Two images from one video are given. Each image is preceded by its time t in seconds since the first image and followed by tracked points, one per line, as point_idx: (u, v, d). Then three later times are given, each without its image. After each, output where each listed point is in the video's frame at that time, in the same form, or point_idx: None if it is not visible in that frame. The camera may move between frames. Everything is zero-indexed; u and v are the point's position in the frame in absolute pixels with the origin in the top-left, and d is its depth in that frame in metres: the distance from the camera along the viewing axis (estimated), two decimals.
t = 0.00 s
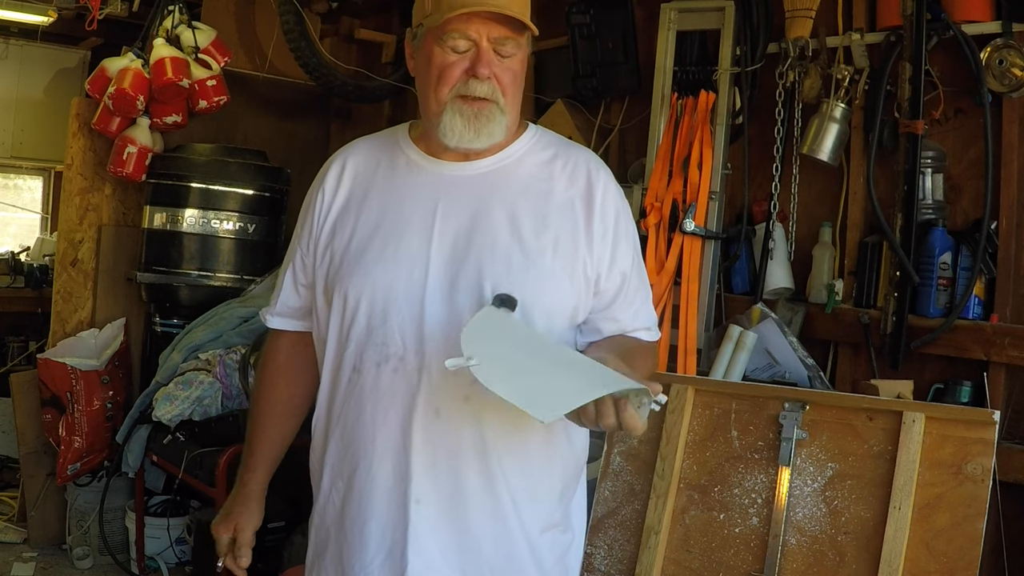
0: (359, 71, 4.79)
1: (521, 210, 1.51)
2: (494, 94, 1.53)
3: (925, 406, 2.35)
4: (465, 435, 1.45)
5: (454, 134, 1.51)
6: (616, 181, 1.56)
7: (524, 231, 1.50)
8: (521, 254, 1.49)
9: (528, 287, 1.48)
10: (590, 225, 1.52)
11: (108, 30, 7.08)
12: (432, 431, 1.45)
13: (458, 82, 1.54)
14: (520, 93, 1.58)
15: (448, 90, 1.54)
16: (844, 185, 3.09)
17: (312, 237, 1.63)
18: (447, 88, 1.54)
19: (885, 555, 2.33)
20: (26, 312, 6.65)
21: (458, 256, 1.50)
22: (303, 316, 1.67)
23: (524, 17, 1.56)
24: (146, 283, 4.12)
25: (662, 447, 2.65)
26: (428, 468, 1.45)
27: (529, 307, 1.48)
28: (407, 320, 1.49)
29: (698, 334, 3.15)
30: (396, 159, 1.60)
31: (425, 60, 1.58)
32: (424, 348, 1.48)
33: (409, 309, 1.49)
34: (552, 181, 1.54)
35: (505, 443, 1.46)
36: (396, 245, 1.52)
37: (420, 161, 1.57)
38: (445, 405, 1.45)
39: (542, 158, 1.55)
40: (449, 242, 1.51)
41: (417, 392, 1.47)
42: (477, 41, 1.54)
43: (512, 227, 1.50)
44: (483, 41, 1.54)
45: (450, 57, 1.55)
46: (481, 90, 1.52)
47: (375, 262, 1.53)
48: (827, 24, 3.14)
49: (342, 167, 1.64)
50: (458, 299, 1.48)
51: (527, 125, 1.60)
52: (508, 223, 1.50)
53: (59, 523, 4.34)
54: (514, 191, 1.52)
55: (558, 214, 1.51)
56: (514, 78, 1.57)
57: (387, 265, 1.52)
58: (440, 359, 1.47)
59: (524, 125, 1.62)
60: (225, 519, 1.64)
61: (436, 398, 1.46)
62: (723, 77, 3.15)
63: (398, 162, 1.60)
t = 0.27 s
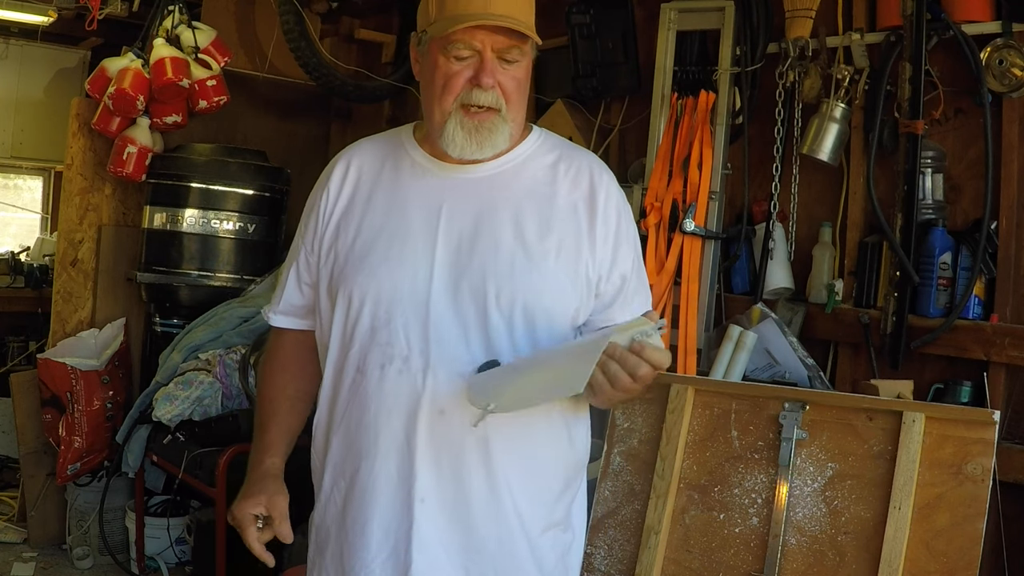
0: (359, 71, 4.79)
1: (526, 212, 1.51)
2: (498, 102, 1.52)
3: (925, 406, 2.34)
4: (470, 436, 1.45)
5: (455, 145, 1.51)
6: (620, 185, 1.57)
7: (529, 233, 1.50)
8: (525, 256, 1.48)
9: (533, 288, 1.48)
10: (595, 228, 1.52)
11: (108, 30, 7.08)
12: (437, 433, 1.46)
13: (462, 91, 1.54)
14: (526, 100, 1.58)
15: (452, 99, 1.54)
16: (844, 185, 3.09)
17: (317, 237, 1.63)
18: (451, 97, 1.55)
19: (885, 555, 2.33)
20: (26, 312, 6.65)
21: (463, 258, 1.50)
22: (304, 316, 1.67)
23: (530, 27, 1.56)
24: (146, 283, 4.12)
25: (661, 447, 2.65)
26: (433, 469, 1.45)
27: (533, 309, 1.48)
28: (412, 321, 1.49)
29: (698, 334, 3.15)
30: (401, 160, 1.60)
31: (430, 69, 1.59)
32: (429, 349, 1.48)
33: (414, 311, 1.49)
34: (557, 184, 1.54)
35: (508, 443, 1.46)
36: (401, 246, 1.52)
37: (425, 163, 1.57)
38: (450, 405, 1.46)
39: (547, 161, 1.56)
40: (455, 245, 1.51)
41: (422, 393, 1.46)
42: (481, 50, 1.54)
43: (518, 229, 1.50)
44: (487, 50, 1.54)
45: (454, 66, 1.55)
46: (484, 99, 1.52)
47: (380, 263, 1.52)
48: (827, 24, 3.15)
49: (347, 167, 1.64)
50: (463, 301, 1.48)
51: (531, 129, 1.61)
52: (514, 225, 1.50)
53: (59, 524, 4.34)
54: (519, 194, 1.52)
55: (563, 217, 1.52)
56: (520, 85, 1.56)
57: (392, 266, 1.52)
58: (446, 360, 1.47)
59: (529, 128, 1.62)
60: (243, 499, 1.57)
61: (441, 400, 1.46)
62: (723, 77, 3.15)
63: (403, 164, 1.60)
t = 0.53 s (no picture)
0: (359, 71, 4.79)
1: (532, 213, 1.51)
2: (485, 103, 1.51)
3: (925, 406, 2.34)
4: (478, 436, 1.46)
5: (445, 145, 1.50)
6: (622, 185, 1.57)
7: (534, 234, 1.50)
8: (531, 257, 1.49)
9: (539, 288, 1.48)
10: (599, 229, 1.52)
11: (108, 30, 7.08)
12: (445, 433, 1.46)
13: (449, 92, 1.52)
14: (518, 101, 1.56)
15: (439, 99, 1.53)
16: (844, 184, 3.09)
17: (321, 238, 1.63)
18: (438, 97, 1.53)
19: (885, 555, 2.33)
20: (26, 312, 6.66)
21: (470, 258, 1.50)
22: (307, 316, 1.66)
23: (517, 28, 1.54)
24: (146, 283, 4.12)
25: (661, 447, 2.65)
26: (441, 470, 1.46)
27: (539, 309, 1.48)
28: (419, 321, 1.49)
29: (698, 334, 3.15)
30: (404, 160, 1.60)
31: (421, 71, 1.58)
32: (435, 350, 1.48)
33: (421, 311, 1.49)
34: (561, 184, 1.54)
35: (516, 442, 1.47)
36: (407, 247, 1.52)
37: (429, 162, 1.57)
38: (458, 406, 1.46)
39: (551, 162, 1.56)
40: (461, 245, 1.51)
41: (429, 394, 1.47)
42: (467, 51, 1.52)
43: (523, 229, 1.50)
44: (473, 52, 1.52)
45: (440, 68, 1.53)
46: (470, 100, 1.50)
47: (387, 264, 1.52)
48: (827, 24, 3.15)
49: (351, 167, 1.63)
50: (470, 301, 1.48)
51: (533, 130, 1.60)
52: (520, 226, 1.50)
53: (59, 524, 4.34)
54: (525, 194, 1.52)
55: (567, 217, 1.52)
56: (509, 87, 1.54)
57: (398, 266, 1.52)
58: (453, 361, 1.47)
59: (530, 129, 1.62)
60: (255, 489, 1.56)
61: (448, 400, 1.46)
62: (723, 77, 3.15)
63: (406, 163, 1.59)
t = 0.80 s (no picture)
0: (359, 71, 4.79)
1: (535, 214, 1.51)
2: (491, 107, 1.51)
3: (925, 406, 2.34)
4: (483, 437, 1.46)
5: (450, 149, 1.50)
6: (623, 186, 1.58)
7: (538, 235, 1.50)
8: (535, 258, 1.49)
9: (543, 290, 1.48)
10: (602, 230, 1.53)
11: (108, 30, 7.08)
12: (450, 435, 1.46)
13: (455, 96, 1.52)
14: (522, 104, 1.56)
15: (445, 103, 1.53)
16: (844, 184, 3.09)
17: (322, 239, 1.62)
18: (444, 101, 1.53)
19: (885, 555, 2.33)
20: (26, 312, 6.65)
21: (474, 260, 1.50)
22: (309, 317, 1.66)
23: (520, 31, 1.54)
24: (146, 283, 4.12)
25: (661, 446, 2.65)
26: (446, 471, 1.46)
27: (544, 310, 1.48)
28: (423, 323, 1.49)
29: (698, 334, 3.15)
30: (405, 161, 1.60)
31: (425, 74, 1.57)
32: (440, 352, 1.47)
33: (425, 313, 1.49)
34: (563, 185, 1.54)
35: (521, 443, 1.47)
36: (411, 248, 1.52)
37: (431, 164, 1.57)
38: (463, 406, 1.46)
39: (553, 162, 1.55)
40: (465, 247, 1.51)
41: (434, 395, 1.46)
42: (473, 54, 1.52)
43: (528, 231, 1.50)
44: (479, 55, 1.52)
45: (446, 72, 1.53)
46: (476, 104, 1.50)
47: (390, 265, 1.52)
48: (827, 24, 3.15)
49: (351, 168, 1.62)
50: (475, 303, 1.48)
51: (534, 131, 1.60)
52: (524, 227, 1.50)
53: (59, 524, 4.34)
54: (529, 195, 1.52)
55: (570, 219, 1.52)
56: (514, 90, 1.54)
57: (403, 267, 1.51)
58: (458, 363, 1.47)
59: (530, 130, 1.62)
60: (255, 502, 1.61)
61: (454, 402, 1.47)
62: (723, 77, 3.15)
63: (408, 164, 1.59)
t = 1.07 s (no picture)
0: (359, 71, 4.79)
1: (538, 213, 1.51)
2: (509, 108, 1.51)
3: (925, 406, 2.34)
4: (488, 436, 1.46)
5: (468, 152, 1.50)
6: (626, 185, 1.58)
7: (542, 234, 1.50)
8: (539, 258, 1.49)
9: (547, 289, 1.48)
10: (604, 229, 1.53)
11: (108, 30, 7.08)
12: (454, 434, 1.46)
13: (473, 98, 1.52)
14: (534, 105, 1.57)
15: (461, 106, 1.53)
16: (844, 184, 3.09)
17: (323, 237, 1.62)
18: (461, 104, 1.53)
19: (885, 556, 2.33)
20: (26, 312, 6.65)
21: (478, 259, 1.49)
22: (311, 316, 1.66)
23: (537, 32, 1.54)
24: (146, 283, 4.12)
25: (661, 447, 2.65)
26: (450, 470, 1.46)
27: (548, 308, 1.48)
28: (425, 322, 1.49)
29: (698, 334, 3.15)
30: (407, 160, 1.59)
31: (439, 76, 1.57)
32: (444, 351, 1.47)
33: (428, 312, 1.49)
34: (566, 185, 1.54)
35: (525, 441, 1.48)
36: (414, 247, 1.52)
37: (434, 163, 1.57)
38: (466, 406, 1.46)
39: (555, 161, 1.55)
40: (468, 246, 1.50)
41: (438, 394, 1.47)
42: (492, 57, 1.52)
43: (531, 230, 1.50)
44: (498, 57, 1.52)
45: (464, 74, 1.53)
46: (495, 106, 1.51)
47: (393, 265, 1.52)
48: (827, 24, 3.15)
49: (353, 166, 1.62)
50: (478, 302, 1.48)
51: (536, 131, 1.60)
52: (527, 226, 1.50)
53: (59, 524, 4.34)
54: (532, 194, 1.52)
55: (572, 218, 1.52)
56: (529, 91, 1.55)
57: (406, 266, 1.51)
58: (462, 362, 1.47)
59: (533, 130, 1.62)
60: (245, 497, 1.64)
61: (457, 400, 1.47)
62: (723, 77, 3.15)
63: (410, 163, 1.59)
